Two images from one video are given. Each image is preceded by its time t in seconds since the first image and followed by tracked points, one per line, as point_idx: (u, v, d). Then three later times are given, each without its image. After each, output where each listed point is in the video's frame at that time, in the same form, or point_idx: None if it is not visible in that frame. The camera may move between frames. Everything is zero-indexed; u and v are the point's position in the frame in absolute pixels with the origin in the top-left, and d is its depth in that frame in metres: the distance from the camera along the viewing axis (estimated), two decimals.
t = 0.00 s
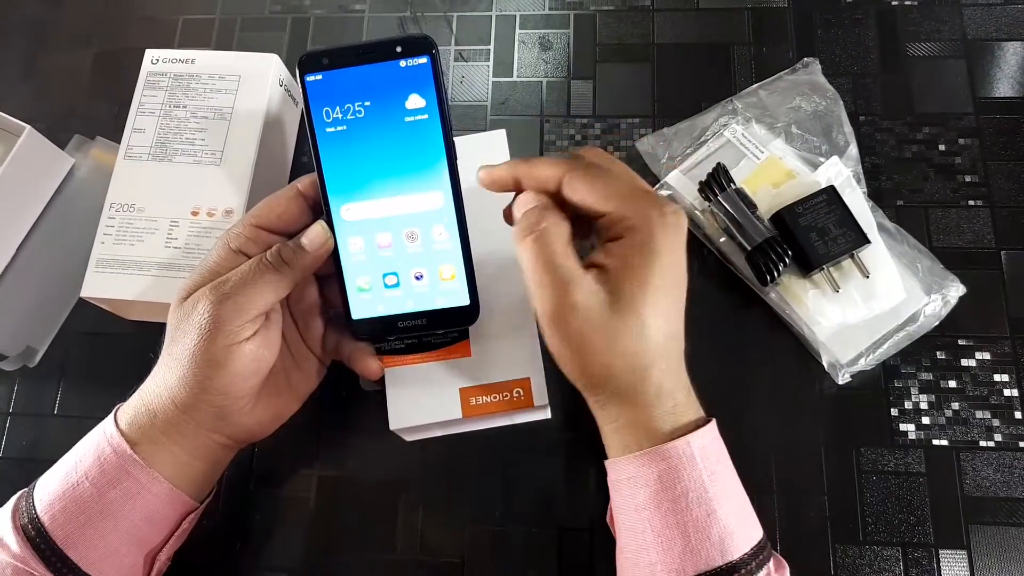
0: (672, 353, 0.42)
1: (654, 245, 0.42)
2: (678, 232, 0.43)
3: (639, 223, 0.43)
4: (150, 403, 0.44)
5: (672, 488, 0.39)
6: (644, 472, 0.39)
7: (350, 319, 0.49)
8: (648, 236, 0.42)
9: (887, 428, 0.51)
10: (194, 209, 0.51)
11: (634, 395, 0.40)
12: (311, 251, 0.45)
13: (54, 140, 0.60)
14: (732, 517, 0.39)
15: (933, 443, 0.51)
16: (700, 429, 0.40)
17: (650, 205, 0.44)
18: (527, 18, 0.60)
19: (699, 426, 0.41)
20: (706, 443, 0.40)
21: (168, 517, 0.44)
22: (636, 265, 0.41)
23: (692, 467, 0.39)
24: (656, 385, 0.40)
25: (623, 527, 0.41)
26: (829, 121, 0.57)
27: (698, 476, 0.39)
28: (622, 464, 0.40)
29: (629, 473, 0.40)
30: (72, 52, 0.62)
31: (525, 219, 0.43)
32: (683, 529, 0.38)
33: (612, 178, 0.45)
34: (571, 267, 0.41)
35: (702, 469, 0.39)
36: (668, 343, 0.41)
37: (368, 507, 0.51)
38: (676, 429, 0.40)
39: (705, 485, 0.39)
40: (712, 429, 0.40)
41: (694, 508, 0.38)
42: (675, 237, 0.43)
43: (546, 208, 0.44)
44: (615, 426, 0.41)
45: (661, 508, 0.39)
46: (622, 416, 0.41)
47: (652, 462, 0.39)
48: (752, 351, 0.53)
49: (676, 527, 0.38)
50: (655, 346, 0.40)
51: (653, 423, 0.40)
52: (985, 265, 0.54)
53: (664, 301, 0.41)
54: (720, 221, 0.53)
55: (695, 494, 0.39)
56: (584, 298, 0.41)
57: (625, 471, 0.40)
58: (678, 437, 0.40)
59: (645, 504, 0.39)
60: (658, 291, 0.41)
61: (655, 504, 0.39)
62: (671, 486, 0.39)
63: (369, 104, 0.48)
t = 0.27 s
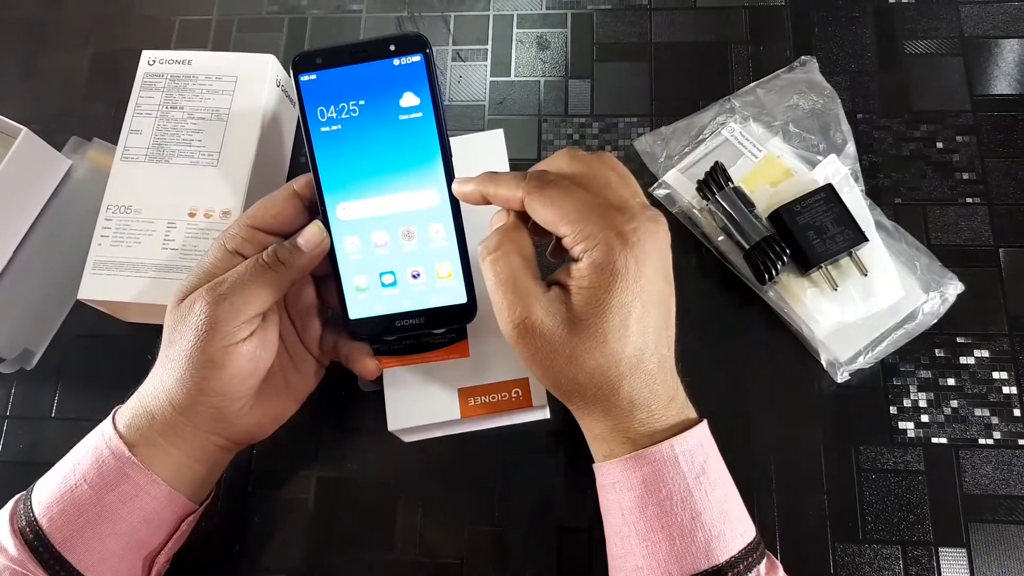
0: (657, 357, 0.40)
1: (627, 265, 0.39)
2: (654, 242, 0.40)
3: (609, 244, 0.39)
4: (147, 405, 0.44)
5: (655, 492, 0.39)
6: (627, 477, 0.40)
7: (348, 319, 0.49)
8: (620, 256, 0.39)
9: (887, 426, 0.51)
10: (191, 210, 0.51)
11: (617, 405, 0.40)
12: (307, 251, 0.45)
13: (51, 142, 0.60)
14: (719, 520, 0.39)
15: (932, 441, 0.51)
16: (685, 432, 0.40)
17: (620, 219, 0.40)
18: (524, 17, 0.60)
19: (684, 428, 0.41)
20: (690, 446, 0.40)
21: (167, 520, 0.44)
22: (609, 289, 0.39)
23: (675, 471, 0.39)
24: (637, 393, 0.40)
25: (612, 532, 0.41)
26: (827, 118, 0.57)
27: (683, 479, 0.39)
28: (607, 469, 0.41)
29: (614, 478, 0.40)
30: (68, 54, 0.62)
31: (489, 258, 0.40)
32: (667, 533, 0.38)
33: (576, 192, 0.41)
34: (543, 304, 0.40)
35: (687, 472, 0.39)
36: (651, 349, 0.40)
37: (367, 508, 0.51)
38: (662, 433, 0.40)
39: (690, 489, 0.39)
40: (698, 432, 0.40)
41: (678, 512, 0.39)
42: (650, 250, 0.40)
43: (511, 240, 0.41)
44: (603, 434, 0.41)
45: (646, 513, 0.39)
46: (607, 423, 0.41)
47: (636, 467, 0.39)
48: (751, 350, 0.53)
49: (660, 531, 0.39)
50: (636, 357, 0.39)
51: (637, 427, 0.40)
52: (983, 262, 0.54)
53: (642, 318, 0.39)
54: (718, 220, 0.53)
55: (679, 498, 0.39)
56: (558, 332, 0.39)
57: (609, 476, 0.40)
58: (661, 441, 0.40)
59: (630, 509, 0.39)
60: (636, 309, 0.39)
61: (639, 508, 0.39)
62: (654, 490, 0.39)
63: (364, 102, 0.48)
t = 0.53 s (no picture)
0: (653, 358, 0.40)
1: (620, 267, 0.39)
2: (647, 243, 0.40)
3: (601, 247, 0.39)
4: (142, 408, 0.44)
5: (653, 496, 0.39)
6: (624, 480, 0.40)
7: (343, 319, 0.49)
8: (614, 258, 0.39)
9: (885, 426, 0.51)
10: (187, 212, 0.51)
11: (613, 408, 0.40)
12: (301, 252, 0.45)
13: (47, 143, 0.60)
14: (715, 522, 0.39)
15: (931, 441, 0.51)
16: (682, 434, 0.40)
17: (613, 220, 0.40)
18: (521, 17, 0.60)
19: (681, 430, 0.41)
20: (688, 449, 0.40)
21: (163, 523, 0.44)
22: (602, 291, 0.39)
23: (672, 474, 0.39)
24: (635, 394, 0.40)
25: (608, 535, 0.41)
26: (825, 118, 0.57)
27: (679, 482, 0.39)
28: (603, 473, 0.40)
29: (610, 481, 0.40)
30: (64, 56, 0.62)
31: (480, 262, 0.40)
32: (664, 536, 0.38)
33: (568, 194, 0.40)
34: (536, 307, 0.39)
35: (684, 475, 0.39)
36: (645, 350, 0.40)
37: (364, 510, 0.51)
38: (658, 435, 0.40)
39: (687, 491, 0.39)
40: (694, 435, 0.40)
41: (675, 515, 0.38)
42: (644, 250, 0.39)
43: (502, 244, 0.40)
44: (600, 437, 0.41)
45: (643, 516, 0.39)
46: (603, 427, 0.41)
47: (632, 470, 0.39)
48: (748, 350, 0.52)
49: (657, 534, 0.39)
50: (631, 358, 0.39)
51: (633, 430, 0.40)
52: (981, 261, 0.54)
53: (636, 319, 0.39)
54: (715, 220, 0.53)
55: (676, 501, 0.39)
56: (553, 336, 0.39)
57: (606, 480, 0.40)
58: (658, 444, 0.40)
59: (626, 512, 0.39)
60: (630, 310, 0.39)
61: (637, 511, 0.39)
62: (652, 494, 0.39)
63: (356, 102, 0.48)
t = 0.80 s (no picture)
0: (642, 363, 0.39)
1: (601, 278, 0.38)
2: (631, 255, 0.38)
3: (582, 258, 0.38)
4: (136, 409, 0.44)
5: (643, 502, 0.39)
6: (614, 486, 0.39)
7: (336, 316, 0.49)
8: (595, 268, 0.38)
9: (884, 427, 0.51)
10: (184, 213, 0.51)
11: (597, 417, 0.40)
12: (292, 250, 0.44)
13: (44, 145, 0.60)
14: (706, 528, 0.38)
15: (930, 442, 0.51)
16: (673, 439, 0.40)
17: (596, 229, 0.39)
18: (518, 17, 0.60)
19: (671, 435, 0.40)
20: (678, 454, 0.39)
21: (160, 524, 0.44)
22: (583, 302, 0.38)
23: (662, 480, 0.39)
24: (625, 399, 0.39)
25: (600, 539, 0.41)
26: (823, 118, 0.57)
27: (670, 488, 0.39)
28: (593, 478, 0.40)
29: (601, 487, 0.40)
30: (61, 57, 0.62)
31: (464, 274, 0.40)
32: (655, 542, 0.38)
33: (550, 204, 0.39)
34: (518, 318, 0.39)
35: (674, 481, 0.39)
36: (633, 357, 0.39)
37: (362, 512, 0.50)
38: (649, 439, 0.40)
39: (677, 497, 0.39)
40: (686, 440, 0.40)
41: (665, 521, 0.38)
42: (627, 260, 0.38)
43: (486, 255, 0.40)
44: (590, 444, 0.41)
45: (633, 522, 0.39)
46: (593, 433, 0.40)
47: (621, 476, 0.39)
48: (747, 351, 0.52)
49: (648, 540, 0.39)
50: (618, 365, 0.39)
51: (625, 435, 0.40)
52: (981, 262, 0.54)
53: (620, 329, 0.38)
54: (714, 221, 0.53)
55: (665, 508, 0.38)
56: (535, 347, 0.39)
57: (596, 485, 0.40)
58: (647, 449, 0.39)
59: (617, 518, 0.39)
60: (614, 319, 0.38)
61: (627, 517, 0.39)
62: (642, 500, 0.39)
63: (345, 98, 0.48)
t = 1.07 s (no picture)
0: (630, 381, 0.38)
1: (569, 322, 0.35)
2: (598, 301, 0.36)
3: (549, 301, 0.35)
4: (142, 416, 0.44)
5: (619, 514, 0.38)
6: (591, 498, 0.39)
7: (342, 324, 0.49)
8: (557, 315, 0.35)
9: (887, 428, 0.51)
10: (185, 215, 0.51)
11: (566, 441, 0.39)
12: (301, 257, 0.44)
13: (45, 146, 0.60)
14: (684, 540, 0.38)
15: (933, 443, 0.50)
16: (652, 451, 0.38)
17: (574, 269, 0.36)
18: (520, 18, 0.60)
19: (657, 445, 0.39)
20: (658, 465, 0.38)
21: (164, 530, 0.44)
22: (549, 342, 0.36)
23: (640, 492, 0.38)
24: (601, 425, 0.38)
25: (580, 548, 0.41)
26: (826, 118, 0.57)
27: (647, 500, 0.38)
28: (572, 489, 0.40)
29: (579, 499, 0.39)
30: (61, 57, 0.62)
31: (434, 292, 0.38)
32: (631, 555, 0.38)
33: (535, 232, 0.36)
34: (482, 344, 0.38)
35: (652, 493, 0.38)
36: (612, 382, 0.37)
37: (363, 514, 0.50)
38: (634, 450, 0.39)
39: (653, 509, 0.38)
40: (666, 449, 0.38)
41: (642, 534, 0.38)
42: (602, 304, 0.36)
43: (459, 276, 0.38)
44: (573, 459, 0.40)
45: (609, 534, 0.38)
46: (574, 449, 0.39)
47: (599, 488, 0.38)
48: (750, 352, 0.52)
49: (623, 552, 0.38)
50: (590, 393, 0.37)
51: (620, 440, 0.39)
52: (983, 263, 0.54)
53: (587, 368, 0.36)
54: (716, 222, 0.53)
55: (642, 519, 0.38)
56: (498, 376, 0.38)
57: (573, 496, 0.39)
58: (625, 462, 0.38)
59: (594, 529, 0.39)
60: (583, 356, 0.36)
61: (604, 529, 0.38)
62: (619, 512, 0.38)
63: (356, 105, 0.48)
